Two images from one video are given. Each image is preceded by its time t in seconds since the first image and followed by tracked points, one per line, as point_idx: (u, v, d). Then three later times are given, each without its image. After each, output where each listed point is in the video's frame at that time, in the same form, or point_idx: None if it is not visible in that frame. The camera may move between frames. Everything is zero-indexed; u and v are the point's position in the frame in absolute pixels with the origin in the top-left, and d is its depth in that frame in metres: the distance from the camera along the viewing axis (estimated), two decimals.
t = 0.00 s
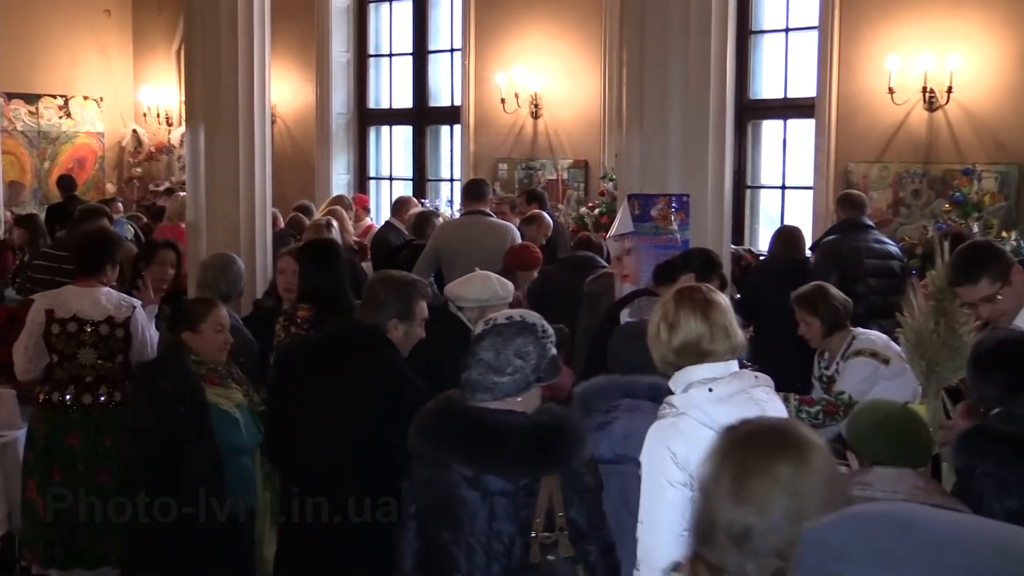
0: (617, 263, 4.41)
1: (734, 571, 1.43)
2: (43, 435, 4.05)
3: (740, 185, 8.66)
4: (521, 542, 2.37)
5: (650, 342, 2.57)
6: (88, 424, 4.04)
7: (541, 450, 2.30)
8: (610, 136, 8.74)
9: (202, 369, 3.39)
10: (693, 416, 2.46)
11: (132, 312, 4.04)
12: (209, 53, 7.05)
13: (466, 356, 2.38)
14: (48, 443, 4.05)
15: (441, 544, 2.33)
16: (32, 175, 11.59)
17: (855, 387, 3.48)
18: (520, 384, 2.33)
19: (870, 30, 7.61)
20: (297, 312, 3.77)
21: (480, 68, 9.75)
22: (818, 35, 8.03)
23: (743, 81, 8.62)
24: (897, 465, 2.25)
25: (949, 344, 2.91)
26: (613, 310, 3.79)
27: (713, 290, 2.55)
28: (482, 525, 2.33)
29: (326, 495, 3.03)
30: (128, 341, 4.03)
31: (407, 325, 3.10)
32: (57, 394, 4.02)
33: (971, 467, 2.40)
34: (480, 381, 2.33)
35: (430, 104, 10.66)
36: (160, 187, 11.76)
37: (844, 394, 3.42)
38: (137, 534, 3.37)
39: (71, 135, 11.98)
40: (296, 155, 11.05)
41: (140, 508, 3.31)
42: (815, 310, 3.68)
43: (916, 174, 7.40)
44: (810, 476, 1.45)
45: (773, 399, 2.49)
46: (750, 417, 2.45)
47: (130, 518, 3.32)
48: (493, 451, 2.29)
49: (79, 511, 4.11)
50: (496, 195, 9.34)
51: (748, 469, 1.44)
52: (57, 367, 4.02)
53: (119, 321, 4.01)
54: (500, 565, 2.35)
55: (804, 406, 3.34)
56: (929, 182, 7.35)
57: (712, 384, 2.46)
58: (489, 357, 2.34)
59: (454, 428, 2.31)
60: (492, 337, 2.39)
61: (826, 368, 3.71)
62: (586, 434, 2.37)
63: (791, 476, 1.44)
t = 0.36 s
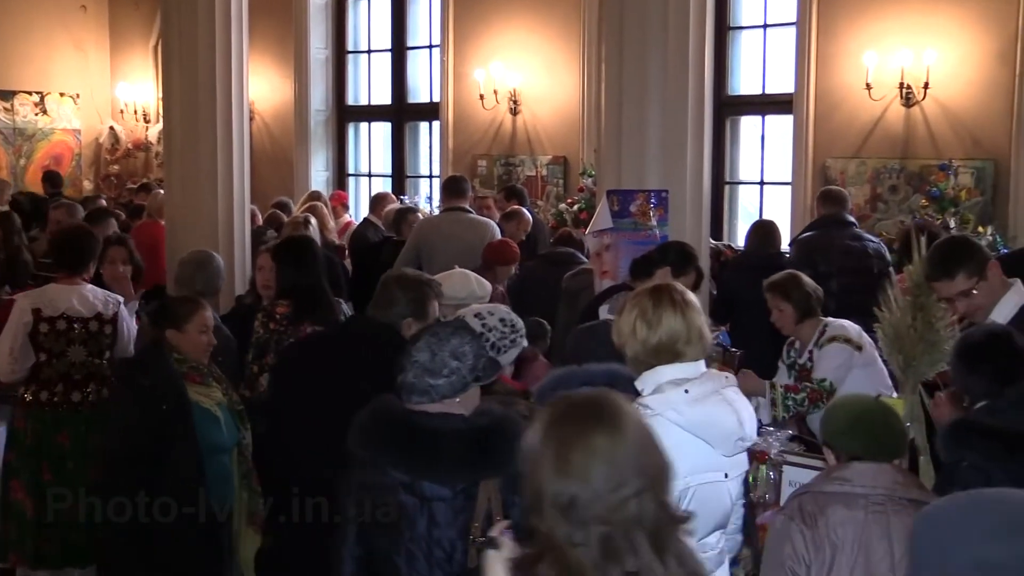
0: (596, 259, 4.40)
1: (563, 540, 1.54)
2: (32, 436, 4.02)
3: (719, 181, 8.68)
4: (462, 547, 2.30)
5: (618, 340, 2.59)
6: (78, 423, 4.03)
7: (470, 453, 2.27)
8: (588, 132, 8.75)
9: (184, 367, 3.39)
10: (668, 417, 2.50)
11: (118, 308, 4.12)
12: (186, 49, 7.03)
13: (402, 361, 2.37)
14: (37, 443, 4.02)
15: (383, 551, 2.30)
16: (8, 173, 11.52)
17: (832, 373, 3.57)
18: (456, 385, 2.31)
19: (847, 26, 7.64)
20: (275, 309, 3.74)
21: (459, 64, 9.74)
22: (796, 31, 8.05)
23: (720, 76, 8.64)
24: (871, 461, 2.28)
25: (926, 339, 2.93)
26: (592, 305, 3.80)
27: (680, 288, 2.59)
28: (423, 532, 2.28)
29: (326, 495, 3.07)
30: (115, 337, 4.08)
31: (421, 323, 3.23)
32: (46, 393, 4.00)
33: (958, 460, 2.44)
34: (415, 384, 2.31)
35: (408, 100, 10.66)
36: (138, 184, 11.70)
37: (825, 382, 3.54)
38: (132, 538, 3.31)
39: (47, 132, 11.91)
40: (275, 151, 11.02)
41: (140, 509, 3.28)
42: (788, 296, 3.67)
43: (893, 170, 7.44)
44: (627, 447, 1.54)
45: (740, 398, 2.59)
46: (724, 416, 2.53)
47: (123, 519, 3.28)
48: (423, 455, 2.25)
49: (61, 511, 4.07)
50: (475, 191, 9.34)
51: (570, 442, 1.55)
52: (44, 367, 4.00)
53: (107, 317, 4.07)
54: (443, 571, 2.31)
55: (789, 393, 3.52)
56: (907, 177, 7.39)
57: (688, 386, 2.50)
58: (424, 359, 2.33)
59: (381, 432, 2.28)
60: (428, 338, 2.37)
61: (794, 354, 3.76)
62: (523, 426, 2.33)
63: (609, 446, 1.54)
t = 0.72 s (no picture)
0: (575, 254, 4.42)
1: (372, 520, 1.51)
2: (23, 435, 4.03)
3: (697, 176, 8.71)
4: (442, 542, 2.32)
5: (591, 339, 2.50)
6: (68, 420, 4.04)
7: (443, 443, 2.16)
8: (566, 127, 8.76)
9: (166, 363, 3.38)
10: (660, 414, 2.47)
11: (102, 305, 4.13)
12: (164, 44, 7.00)
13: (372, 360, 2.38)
14: (28, 444, 4.04)
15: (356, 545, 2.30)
16: None
17: (806, 362, 3.59)
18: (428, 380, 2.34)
19: (824, 22, 7.66)
20: (252, 305, 3.72)
21: (438, 59, 9.73)
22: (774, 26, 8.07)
23: (699, 72, 8.66)
24: (849, 452, 2.24)
25: (903, 334, 2.95)
26: (570, 300, 3.81)
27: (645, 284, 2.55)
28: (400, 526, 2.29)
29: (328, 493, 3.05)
30: (101, 332, 4.08)
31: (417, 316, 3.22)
32: (37, 390, 3.99)
33: (937, 454, 2.50)
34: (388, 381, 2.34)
35: (387, 95, 10.65)
36: (115, 179, 11.65)
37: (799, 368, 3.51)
38: (132, 536, 3.28)
39: (23, 127, 11.84)
40: (253, 147, 10.99)
41: (140, 508, 3.25)
42: (763, 288, 3.70)
43: (871, 164, 7.47)
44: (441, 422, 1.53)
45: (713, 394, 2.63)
46: (704, 407, 2.55)
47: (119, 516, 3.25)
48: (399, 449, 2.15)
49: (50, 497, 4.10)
50: (454, 187, 9.33)
51: (385, 420, 1.52)
52: (35, 363, 3.98)
53: (94, 312, 4.07)
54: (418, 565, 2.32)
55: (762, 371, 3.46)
56: (884, 172, 7.41)
57: (678, 383, 2.51)
58: (396, 356, 2.35)
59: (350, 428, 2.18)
60: (397, 336, 2.39)
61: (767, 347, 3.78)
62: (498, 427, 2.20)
63: (421, 425, 1.52)
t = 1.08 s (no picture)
0: (554, 249, 4.39)
1: (243, 503, 1.75)
2: None
3: (677, 170, 8.72)
4: (419, 536, 2.32)
5: (568, 332, 2.49)
6: (41, 415, 4.12)
7: (439, 440, 2.25)
8: (545, 122, 8.77)
9: (145, 359, 3.35)
10: (631, 406, 2.48)
11: (69, 299, 4.11)
12: (141, 39, 6.97)
13: (351, 351, 2.39)
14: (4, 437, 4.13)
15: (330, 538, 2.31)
16: None
17: (781, 356, 3.63)
18: (409, 372, 2.35)
19: (802, 17, 7.69)
20: (231, 302, 3.70)
21: (416, 53, 9.71)
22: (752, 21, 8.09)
23: (678, 66, 8.67)
24: (823, 447, 2.22)
25: (879, 328, 2.97)
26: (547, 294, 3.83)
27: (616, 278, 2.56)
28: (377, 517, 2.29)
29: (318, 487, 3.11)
30: (70, 325, 4.10)
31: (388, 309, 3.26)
32: (10, 385, 4.05)
33: (913, 445, 2.52)
34: (367, 372, 2.34)
35: (366, 89, 10.62)
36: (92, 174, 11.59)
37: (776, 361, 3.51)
38: (133, 535, 3.30)
39: None
40: (231, 141, 10.95)
41: (141, 508, 3.26)
42: (741, 279, 3.71)
43: (848, 159, 7.50)
44: (305, 410, 1.77)
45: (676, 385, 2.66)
46: (672, 398, 2.57)
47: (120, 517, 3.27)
48: (392, 440, 2.23)
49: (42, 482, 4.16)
50: (433, 182, 9.33)
51: (251, 413, 1.75)
52: (8, 358, 4.01)
53: (63, 306, 4.06)
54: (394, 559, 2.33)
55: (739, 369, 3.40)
56: (861, 167, 7.45)
57: (649, 374, 2.53)
58: (376, 347, 2.35)
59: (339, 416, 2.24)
60: (377, 329, 2.40)
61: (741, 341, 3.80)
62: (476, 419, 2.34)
63: (286, 416, 1.76)
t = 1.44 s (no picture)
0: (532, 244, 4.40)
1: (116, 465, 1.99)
2: None
3: (654, 165, 8.73)
4: (390, 530, 2.31)
5: (542, 326, 2.49)
6: None
7: (406, 432, 2.26)
8: (523, 117, 8.77)
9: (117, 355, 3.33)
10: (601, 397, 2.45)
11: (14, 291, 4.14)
12: (117, 32, 6.93)
13: (323, 343, 2.40)
14: None
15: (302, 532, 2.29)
16: None
17: (756, 350, 3.65)
18: (381, 364, 2.35)
19: (778, 11, 7.71)
20: (207, 296, 3.70)
21: (394, 47, 9.68)
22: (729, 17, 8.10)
23: (656, 61, 8.68)
24: (799, 443, 2.22)
25: (856, 322, 2.99)
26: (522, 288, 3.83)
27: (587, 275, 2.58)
28: (348, 511, 2.28)
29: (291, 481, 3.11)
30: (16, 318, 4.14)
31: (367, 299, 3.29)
32: None
33: (886, 439, 2.54)
34: (339, 364, 2.35)
35: (344, 83, 10.59)
36: (67, 169, 11.52)
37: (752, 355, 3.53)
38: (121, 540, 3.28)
39: None
40: (208, 135, 10.91)
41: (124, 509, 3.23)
42: (716, 272, 3.72)
43: (825, 154, 7.54)
44: (168, 378, 2.02)
45: (632, 378, 2.71)
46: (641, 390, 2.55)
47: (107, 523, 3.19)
48: (359, 432, 2.24)
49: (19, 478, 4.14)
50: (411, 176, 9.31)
51: (119, 381, 2.02)
52: None
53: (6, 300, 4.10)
54: (366, 553, 2.31)
55: (716, 361, 3.40)
56: (838, 162, 7.49)
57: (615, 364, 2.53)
58: (348, 340, 2.36)
59: (310, 412, 2.27)
60: (350, 321, 2.40)
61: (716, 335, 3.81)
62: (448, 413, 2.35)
63: (150, 376, 2.01)
